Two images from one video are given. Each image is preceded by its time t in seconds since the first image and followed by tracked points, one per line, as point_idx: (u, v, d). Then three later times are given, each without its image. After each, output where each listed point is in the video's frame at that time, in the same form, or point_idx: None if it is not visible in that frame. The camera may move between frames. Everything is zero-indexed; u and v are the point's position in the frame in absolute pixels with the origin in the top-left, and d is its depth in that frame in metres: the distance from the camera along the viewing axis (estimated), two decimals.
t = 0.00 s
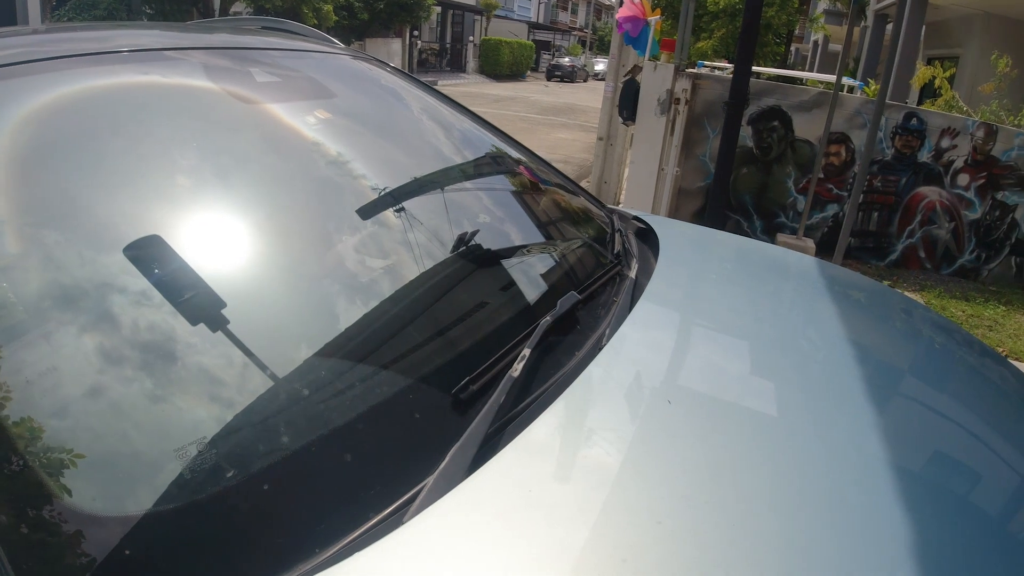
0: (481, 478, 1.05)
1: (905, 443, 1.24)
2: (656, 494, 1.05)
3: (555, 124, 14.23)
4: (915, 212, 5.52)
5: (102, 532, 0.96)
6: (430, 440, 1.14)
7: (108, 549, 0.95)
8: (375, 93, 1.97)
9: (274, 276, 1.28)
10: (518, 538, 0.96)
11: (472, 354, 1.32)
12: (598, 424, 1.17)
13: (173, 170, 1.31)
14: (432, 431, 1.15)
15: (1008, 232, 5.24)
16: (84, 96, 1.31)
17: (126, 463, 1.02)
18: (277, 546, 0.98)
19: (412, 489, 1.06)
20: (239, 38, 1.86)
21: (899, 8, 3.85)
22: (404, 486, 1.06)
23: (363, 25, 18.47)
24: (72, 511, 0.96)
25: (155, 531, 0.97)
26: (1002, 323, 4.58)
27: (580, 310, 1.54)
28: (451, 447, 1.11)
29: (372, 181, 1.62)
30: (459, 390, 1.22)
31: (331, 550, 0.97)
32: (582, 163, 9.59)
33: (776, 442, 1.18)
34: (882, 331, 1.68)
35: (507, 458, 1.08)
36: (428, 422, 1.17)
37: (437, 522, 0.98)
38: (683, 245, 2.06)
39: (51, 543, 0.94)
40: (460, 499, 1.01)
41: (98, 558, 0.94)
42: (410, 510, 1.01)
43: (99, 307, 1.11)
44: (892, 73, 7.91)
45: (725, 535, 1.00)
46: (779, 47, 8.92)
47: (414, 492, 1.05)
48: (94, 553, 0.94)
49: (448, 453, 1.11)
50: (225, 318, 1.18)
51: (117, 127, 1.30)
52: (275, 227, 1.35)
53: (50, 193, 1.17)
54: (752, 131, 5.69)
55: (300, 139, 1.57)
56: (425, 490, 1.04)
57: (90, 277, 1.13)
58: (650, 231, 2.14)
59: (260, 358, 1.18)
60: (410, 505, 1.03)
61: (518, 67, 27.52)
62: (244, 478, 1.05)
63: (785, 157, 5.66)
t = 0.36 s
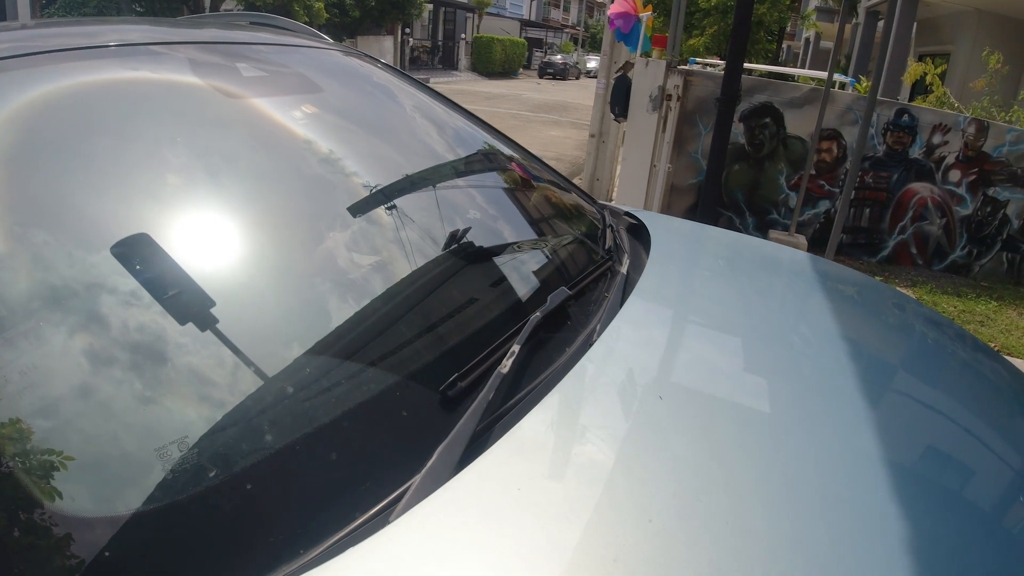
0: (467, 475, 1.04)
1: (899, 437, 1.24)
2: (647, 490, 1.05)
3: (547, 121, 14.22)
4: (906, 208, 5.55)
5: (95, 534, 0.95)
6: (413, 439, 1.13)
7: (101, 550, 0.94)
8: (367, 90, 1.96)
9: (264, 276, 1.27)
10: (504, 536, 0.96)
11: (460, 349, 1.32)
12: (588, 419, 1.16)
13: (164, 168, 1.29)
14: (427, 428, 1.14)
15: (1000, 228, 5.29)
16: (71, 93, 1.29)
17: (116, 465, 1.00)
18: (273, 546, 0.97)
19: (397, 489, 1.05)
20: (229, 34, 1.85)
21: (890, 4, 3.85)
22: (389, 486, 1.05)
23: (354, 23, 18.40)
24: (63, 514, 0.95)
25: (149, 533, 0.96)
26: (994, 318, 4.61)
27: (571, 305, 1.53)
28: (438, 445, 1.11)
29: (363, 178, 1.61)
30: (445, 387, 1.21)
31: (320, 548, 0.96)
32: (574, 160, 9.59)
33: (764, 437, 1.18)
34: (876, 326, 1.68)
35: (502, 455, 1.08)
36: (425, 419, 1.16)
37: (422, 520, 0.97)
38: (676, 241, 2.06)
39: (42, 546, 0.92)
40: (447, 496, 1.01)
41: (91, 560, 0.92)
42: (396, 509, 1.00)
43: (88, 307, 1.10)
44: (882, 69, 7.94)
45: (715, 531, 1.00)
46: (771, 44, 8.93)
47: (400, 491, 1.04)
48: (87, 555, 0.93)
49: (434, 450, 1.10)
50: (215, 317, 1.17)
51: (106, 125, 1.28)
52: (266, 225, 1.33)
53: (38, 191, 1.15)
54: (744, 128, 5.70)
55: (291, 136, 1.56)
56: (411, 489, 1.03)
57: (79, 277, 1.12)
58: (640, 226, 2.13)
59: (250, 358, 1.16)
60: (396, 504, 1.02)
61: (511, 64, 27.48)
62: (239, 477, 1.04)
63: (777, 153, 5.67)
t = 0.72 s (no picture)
0: (458, 465, 1.04)
1: (899, 428, 1.23)
2: (642, 480, 1.04)
3: (545, 114, 14.19)
4: (905, 201, 5.54)
5: (90, 530, 0.94)
6: (409, 429, 1.12)
7: (97, 547, 0.93)
8: (365, 82, 1.94)
9: (261, 270, 1.25)
10: (497, 528, 0.95)
11: (454, 338, 1.31)
12: (585, 410, 1.16)
13: (161, 161, 1.28)
14: (426, 420, 1.13)
15: (999, 221, 5.25)
16: (64, 85, 1.27)
17: (113, 463, 0.99)
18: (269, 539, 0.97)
19: (384, 483, 1.03)
20: (224, 24, 1.83)
21: None
22: (380, 478, 1.04)
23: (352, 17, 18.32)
24: (60, 512, 0.95)
25: (145, 528, 0.95)
26: (994, 311, 4.60)
27: (566, 295, 1.52)
28: (429, 436, 1.10)
29: (361, 171, 1.60)
30: (438, 376, 1.20)
31: (306, 541, 0.96)
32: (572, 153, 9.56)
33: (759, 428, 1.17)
34: (877, 317, 1.67)
35: (500, 447, 1.07)
36: (424, 411, 1.15)
37: (415, 509, 0.97)
38: (676, 233, 2.05)
39: (38, 544, 0.92)
40: (439, 487, 1.00)
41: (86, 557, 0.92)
42: (385, 502, 0.99)
43: (83, 303, 1.09)
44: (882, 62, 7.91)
45: (711, 522, 0.99)
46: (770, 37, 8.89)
47: (389, 484, 1.03)
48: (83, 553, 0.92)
49: (426, 441, 1.09)
50: (209, 312, 1.16)
51: (101, 118, 1.27)
52: (262, 219, 1.32)
53: (32, 186, 1.13)
54: (742, 121, 5.68)
55: (287, 128, 1.54)
56: (400, 482, 1.02)
57: (74, 273, 1.10)
58: (639, 217, 2.12)
59: (246, 353, 1.16)
60: (384, 498, 1.00)
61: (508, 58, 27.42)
62: (237, 471, 1.03)
63: (775, 146, 5.65)
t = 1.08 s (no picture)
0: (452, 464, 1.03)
1: (903, 426, 1.23)
2: (637, 480, 1.03)
3: (551, 108, 14.15)
4: (915, 194, 5.51)
5: (93, 526, 0.94)
6: (403, 429, 1.11)
7: (101, 544, 0.93)
8: (369, 78, 1.94)
9: (265, 268, 1.26)
10: (486, 533, 0.94)
11: (454, 333, 1.31)
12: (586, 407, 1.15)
13: (166, 159, 1.28)
14: (431, 416, 1.13)
15: (1009, 214, 5.05)
16: (67, 83, 1.27)
17: (115, 461, 1.00)
18: (268, 539, 0.96)
19: (367, 489, 1.02)
20: (227, 20, 1.83)
21: None
22: (369, 478, 1.04)
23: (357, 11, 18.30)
24: (62, 509, 0.95)
25: (149, 524, 0.96)
26: (1003, 306, 4.57)
27: (564, 292, 1.50)
28: (421, 435, 1.09)
29: (365, 169, 1.59)
30: (429, 375, 1.19)
31: (297, 541, 0.95)
32: (578, 147, 9.54)
33: (755, 426, 1.17)
34: (883, 314, 1.66)
35: (503, 444, 1.07)
36: (426, 408, 1.14)
37: (402, 512, 0.96)
38: (682, 228, 2.04)
39: (42, 540, 0.92)
40: (427, 492, 0.99)
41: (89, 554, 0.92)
42: (370, 506, 0.98)
43: (87, 302, 1.09)
44: (891, 55, 7.84)
45: (709, 521, 0.98)
46: (777, 30, 8.83)
47: (374, 488, 1.01)
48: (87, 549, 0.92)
49: (416, 440, 1.08)
50: (212, 310, 1.16)
51: (104, 116, 1.27)
52: (264, 217, 1.32)
53: (36, 185, 1.14)
54: (749, 114, 5.65)
55: (291, 125, 1.54)
56: (387, 485, 1.01)
57: (77, 272, 1.11)
58: (641, 212, 2.11)
59: (248, 351, 1.16)
60: (369, 501, 0.99)
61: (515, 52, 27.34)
62: (239, 469, 1.03)
63: (782, 140, 5.62)
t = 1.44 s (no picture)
0: (429, 458, 1.03)
1: (910, 429, 1.21)
2: (620, 477, 1.03)
3: (567, 105, 14.13)
4: (931, 191, 5.41)
5: (97, 516, 0.95)
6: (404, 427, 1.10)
7: (105, 534, 0.94)
8: (384, 79, 1.95)
9: (278, 267, 1.27)
10: (458, 526, 0.93)
11: (455, 322, 1.31)
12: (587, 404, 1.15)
13: (182, 159, 1.30)
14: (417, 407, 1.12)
15: None
16: (81, 83, 1.30)
17: (124, 456, 1.01)
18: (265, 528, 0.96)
19: (344, 483, 1.01)
20: (242, 20, 1.84)
21: None
22: (351, 469, 1.03)
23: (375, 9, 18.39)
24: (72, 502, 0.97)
25: (152, 515, 0.96)
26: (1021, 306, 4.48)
27: (557, 289, 1.49)
28: (400, 428, 1.08)
29: (378, 169, 1.61)
30: (415, 369, 1.18)
31: (275, 527, 0.96)
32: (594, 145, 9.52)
33: (746, 427, 1.15)
34: (897, 316, 1.64)
35: (505, 438, 1.07)
36: (412, 401, 1.13)
37: (381, 508, 0.95)
38: (694, 227, 2.03)
39: (52, 531, 0.94)
40: (408, 484, 0.99)
41: (93, 543, 0.93)
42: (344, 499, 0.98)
43: (101, 302, 1.11)
44: (912, 50, 7.72)
45: (712, 521, 0.97)
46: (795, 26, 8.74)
47: (348, 484, 1.01)
48: (92, 537, 0.94)
49: (398, 431, 1.08)
50: (221, 306, 1.17)
51: (119, 116, 1.29)
52: (276, 217, 1.33)
53: (50, 185, 1.16)
54: (765, 110, 5.58)
55: (303, 124, 1.56)
56: (362, 480, 1.00)
57: (92, 271, 1.12)
58: (645, 209, 2.11)
59: (260, 351, 1.16)
60: (344, 496, 0.99)
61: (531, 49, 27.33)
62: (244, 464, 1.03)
63: (797, 136, 5.57)
